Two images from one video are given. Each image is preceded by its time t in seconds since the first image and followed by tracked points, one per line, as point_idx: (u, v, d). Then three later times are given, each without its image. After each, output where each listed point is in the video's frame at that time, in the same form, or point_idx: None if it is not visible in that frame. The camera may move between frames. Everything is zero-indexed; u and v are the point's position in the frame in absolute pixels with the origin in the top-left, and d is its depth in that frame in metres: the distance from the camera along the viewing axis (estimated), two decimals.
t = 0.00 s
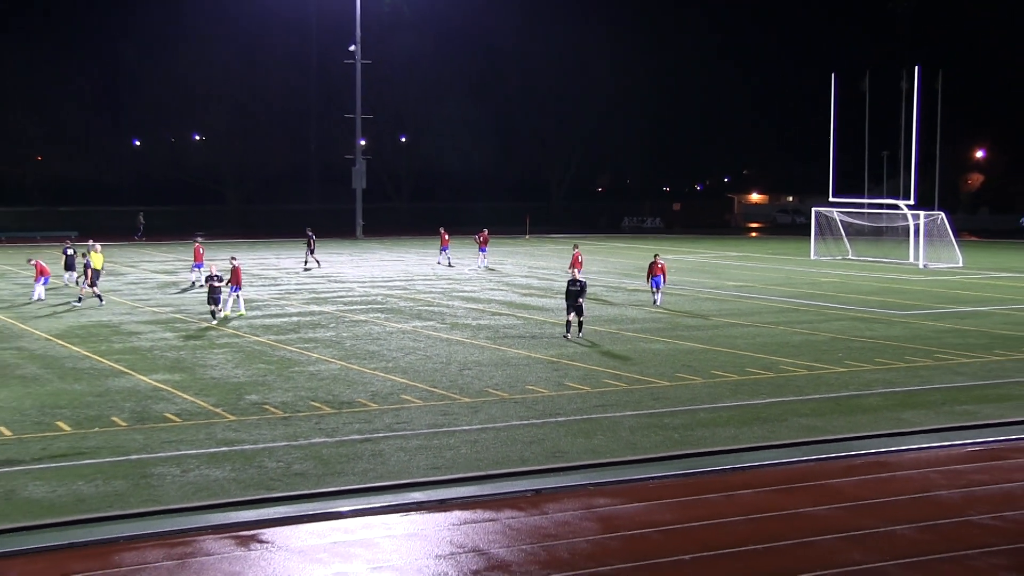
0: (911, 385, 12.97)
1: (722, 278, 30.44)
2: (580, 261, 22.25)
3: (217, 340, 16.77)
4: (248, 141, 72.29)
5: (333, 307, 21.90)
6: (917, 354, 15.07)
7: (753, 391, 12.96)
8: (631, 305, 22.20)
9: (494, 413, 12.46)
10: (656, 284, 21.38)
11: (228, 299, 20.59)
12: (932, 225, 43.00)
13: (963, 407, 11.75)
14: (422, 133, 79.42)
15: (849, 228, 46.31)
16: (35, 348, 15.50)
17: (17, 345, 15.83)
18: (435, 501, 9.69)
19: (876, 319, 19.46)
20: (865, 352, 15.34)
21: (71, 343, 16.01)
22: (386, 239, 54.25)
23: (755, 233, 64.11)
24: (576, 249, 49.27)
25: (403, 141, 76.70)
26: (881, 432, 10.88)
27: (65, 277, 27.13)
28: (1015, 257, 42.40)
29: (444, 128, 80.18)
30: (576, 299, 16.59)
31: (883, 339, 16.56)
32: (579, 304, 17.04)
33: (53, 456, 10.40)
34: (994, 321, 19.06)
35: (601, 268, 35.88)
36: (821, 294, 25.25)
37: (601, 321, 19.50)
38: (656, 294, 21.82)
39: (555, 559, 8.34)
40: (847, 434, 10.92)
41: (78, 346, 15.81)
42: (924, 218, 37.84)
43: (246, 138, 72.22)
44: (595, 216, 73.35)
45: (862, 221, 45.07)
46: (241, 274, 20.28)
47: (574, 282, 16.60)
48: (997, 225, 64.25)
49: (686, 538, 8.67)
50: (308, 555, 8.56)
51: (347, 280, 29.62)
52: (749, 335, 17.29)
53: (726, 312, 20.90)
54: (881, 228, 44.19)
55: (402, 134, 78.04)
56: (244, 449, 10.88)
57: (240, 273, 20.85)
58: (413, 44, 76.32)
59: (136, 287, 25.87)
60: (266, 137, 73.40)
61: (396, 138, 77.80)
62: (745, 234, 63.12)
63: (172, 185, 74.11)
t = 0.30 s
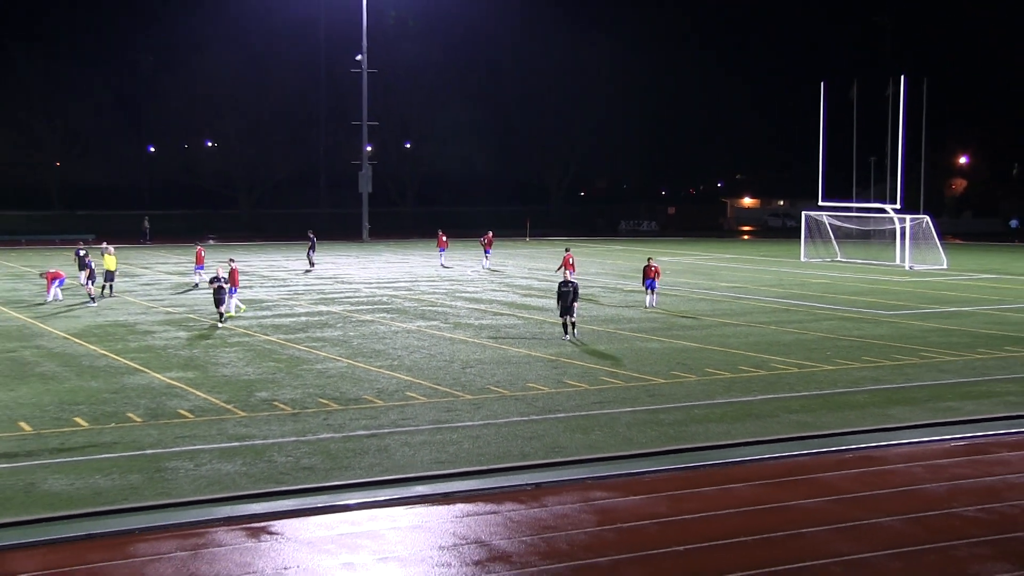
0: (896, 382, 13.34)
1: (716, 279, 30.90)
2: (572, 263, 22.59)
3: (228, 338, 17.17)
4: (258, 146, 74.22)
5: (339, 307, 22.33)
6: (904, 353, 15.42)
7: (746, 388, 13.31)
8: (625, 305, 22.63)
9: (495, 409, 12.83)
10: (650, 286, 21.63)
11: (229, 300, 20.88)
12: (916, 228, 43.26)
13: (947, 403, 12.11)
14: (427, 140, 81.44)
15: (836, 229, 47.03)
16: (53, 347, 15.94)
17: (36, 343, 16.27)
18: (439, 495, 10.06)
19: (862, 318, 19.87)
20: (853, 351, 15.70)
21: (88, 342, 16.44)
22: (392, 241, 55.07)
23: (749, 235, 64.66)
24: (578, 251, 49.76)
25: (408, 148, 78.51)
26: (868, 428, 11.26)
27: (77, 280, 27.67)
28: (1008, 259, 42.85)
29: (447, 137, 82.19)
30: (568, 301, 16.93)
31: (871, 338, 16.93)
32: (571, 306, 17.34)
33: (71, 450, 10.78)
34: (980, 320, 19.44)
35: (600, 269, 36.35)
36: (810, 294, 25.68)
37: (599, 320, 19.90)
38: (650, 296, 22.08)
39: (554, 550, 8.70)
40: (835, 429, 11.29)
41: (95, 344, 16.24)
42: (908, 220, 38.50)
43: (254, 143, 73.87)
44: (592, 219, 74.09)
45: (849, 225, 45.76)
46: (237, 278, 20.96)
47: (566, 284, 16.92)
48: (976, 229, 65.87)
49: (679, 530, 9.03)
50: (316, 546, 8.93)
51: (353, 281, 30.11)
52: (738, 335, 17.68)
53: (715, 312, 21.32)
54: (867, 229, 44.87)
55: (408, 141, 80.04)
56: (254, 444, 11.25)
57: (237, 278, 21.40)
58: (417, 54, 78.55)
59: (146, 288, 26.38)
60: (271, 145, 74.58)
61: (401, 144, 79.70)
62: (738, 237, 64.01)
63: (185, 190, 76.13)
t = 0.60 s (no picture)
0: (882, 378, 13.71)
1: (708, 278, 31.34)
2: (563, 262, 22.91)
3: (238, 336, 17.58)
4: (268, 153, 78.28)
5: (346, 306, 22.74)
6: (889, 350, 15.80)
7: (738, 384, 13.67)
8: (618, 305, 22.96)
9: (496, 404, 13.22)
10: (643, 286, 21.85)
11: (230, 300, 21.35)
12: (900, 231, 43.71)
13: (931, 399, 12.47)
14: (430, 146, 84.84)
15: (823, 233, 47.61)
16: (70, 343, 16.42)
17: (55, 340, 16.72)
18: (442, 487, 10.44)
19: (850, 317, 20.25)
20: (841, 348, 16.08)
21: (105, 339, 16.88)
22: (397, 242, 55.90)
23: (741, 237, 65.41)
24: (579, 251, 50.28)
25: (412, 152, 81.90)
26: (856, 422, 11.62)
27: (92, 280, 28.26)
28: (1001, 260, 43.28)
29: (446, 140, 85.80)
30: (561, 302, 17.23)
31: (858, 336, 17.32)
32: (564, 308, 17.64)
33: (89, 444, 11.18)
34: (964, 318, 19.85)
35: (597, 269, 36.79)
36: (801, 293, 26.05)
37: (595, 319, 20.33)
38: (644, 297, 22.32)
39: (553, 540, 9.07)
40: (824, 424, 11.66)
41: (111, 341, 16.67)
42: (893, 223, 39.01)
43: (267, 149, 78.07)
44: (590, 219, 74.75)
45: (836, 228, 46.39)
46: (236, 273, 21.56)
47: (559, 285, 17.20)
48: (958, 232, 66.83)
49: (672, 520, 9.42)
50: (323, 536, 9.30)
51: (358, 280, 30.58)
52: (729, 332, 18.04)
53: (706, 311, 21.61)
54: (854, 232, 45.53)
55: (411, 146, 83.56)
56: (264, 438, 11.65)
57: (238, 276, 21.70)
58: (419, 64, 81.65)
59: (155, 287, 26.87)
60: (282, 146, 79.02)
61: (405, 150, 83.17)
62: (729, 238, 65.67)
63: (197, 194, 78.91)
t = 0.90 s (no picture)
0: (869, 374, 14.10)
1: (703, 278, 31.73)
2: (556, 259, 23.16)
3: (249, 333, 17.98)
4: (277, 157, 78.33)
5: (352, 304, 23.11)
6: (876, 346, 16.16)
7: (730, 379, 14.06)
8: (615, 303, 23.30)
9: (497, 399, 13.61)
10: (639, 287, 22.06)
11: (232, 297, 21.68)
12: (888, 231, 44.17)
13: (917, 393, 12.86)
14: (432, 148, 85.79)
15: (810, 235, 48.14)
16: (86, 340, 16.86)
17: (73, 337, 17.15)
18: (444, 478, 10.84)
19: (839, 314, 20.62)
20: (829, 345, 16.44)
21: (120, 336, 17.29)
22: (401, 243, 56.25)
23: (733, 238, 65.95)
24: (580, 252, 50.74)
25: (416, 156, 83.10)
26: (844, 416, 12.01)
27: (105, 279, 28.70)
28: (995, 260, 43.69)
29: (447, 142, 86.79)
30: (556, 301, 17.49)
31: (846, 333, 17.68)
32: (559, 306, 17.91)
33: (106, 437, 11.58)
34: (949, 316, 20.21)
35: (597, 269, 37.13)
36: (793, 292, 26.40)
37: (593, 317, 20.73)
38: (639, 296, 22.56)
39: (552, 530, 9.47)
40: (813, 417, 12.05)
41: (127, 338, 17.08)
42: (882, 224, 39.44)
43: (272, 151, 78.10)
44: (589, 221, 75.14)
45: (827, 229, 46.76)
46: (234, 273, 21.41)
47: (555, 285, 17.46)
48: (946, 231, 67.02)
49: (667, 510, 9.81)
50: (330, 525, 9.71)
51: (363, 279, 30.97)
52: (723, 330, 18.41)
53: (700, 310, 21.92)
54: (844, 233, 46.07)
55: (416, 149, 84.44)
56: (274, 431, 12.06)
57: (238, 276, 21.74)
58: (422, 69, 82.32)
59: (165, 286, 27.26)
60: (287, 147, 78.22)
61: (410, 154, 84.14)
62: (721, 238, 66.47)
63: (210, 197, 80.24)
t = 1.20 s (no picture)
0: (856, 367, 14.52)
1: (697, 275, 32.19)
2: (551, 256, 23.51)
3: (258, 328, 18.43)
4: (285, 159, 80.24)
5: (358, 301, 23.54)
6: (862, 342, 16.56)
7: (722, 373, 14.47)
8: (609, 300, 23.71)
9: (497, 392, 14.05)
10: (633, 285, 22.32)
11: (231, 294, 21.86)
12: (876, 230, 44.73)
13: (900, 386, 13.29)
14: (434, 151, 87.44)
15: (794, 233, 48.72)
16: (102, 334, 17.34)
17: (89, 332, 17.61)
18: (447, 468, 11.26)
19: (827, 311, 21.06)
20: (817, 340, 16.84)
21: (135, 331, 17.76)
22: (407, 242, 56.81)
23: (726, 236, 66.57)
24: (579, 250, 51.19)
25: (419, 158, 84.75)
26: (832, 409, 12.42)
27: (116, 277, 29.11)
28: (989, 258, 44.14)
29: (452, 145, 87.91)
30: (549, 299, 17.76)
31: (832, 329, 18.09)
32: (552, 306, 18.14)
33: (121, 428, 12.02)
34: (934, 313, 20.62)
35: (596, 267, 37.55)
36: (784, 289, 26.84)
37: (590, 313, 21.17)
38: (633, 293, 22.89)
39: (550, 518, 9.90)
40: (802, 410, 12.47)
41: (141, 333, 17.54)
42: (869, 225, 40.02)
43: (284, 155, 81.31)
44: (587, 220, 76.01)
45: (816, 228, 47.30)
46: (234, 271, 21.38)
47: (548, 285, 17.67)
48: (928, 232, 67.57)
49: (660, 499, 10.23)
50: (337, 514, 10.12)
51: (367, 277, 31.43)
52: (715, 326, 18.81)
53: (692, 307, 22.31)
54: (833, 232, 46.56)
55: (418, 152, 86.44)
56: (282, 423, 12.49)
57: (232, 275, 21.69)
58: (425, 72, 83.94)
59: (174, 283, 27.72)
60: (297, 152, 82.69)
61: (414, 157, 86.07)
62: (714, 237, 67.15)
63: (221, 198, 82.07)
